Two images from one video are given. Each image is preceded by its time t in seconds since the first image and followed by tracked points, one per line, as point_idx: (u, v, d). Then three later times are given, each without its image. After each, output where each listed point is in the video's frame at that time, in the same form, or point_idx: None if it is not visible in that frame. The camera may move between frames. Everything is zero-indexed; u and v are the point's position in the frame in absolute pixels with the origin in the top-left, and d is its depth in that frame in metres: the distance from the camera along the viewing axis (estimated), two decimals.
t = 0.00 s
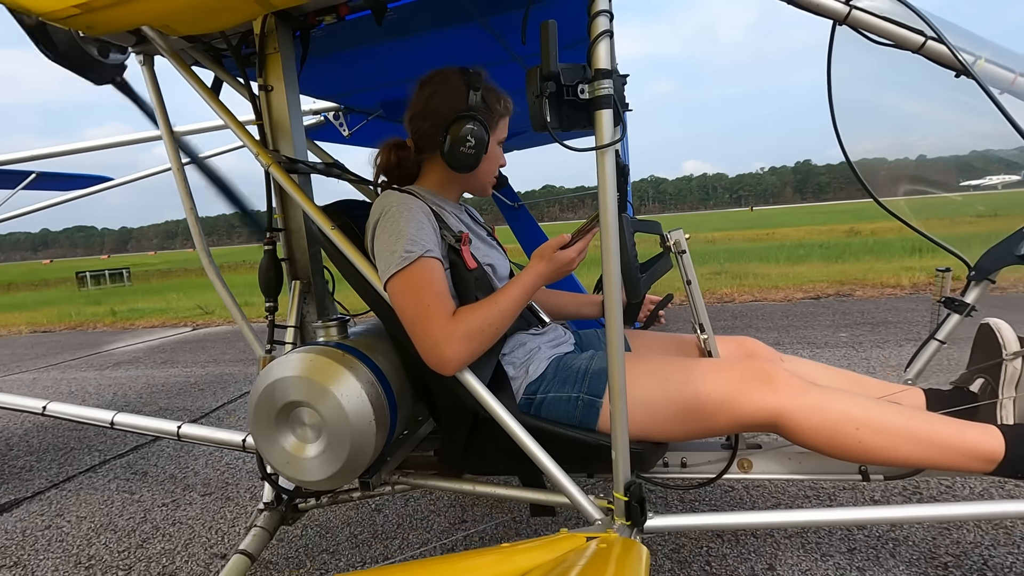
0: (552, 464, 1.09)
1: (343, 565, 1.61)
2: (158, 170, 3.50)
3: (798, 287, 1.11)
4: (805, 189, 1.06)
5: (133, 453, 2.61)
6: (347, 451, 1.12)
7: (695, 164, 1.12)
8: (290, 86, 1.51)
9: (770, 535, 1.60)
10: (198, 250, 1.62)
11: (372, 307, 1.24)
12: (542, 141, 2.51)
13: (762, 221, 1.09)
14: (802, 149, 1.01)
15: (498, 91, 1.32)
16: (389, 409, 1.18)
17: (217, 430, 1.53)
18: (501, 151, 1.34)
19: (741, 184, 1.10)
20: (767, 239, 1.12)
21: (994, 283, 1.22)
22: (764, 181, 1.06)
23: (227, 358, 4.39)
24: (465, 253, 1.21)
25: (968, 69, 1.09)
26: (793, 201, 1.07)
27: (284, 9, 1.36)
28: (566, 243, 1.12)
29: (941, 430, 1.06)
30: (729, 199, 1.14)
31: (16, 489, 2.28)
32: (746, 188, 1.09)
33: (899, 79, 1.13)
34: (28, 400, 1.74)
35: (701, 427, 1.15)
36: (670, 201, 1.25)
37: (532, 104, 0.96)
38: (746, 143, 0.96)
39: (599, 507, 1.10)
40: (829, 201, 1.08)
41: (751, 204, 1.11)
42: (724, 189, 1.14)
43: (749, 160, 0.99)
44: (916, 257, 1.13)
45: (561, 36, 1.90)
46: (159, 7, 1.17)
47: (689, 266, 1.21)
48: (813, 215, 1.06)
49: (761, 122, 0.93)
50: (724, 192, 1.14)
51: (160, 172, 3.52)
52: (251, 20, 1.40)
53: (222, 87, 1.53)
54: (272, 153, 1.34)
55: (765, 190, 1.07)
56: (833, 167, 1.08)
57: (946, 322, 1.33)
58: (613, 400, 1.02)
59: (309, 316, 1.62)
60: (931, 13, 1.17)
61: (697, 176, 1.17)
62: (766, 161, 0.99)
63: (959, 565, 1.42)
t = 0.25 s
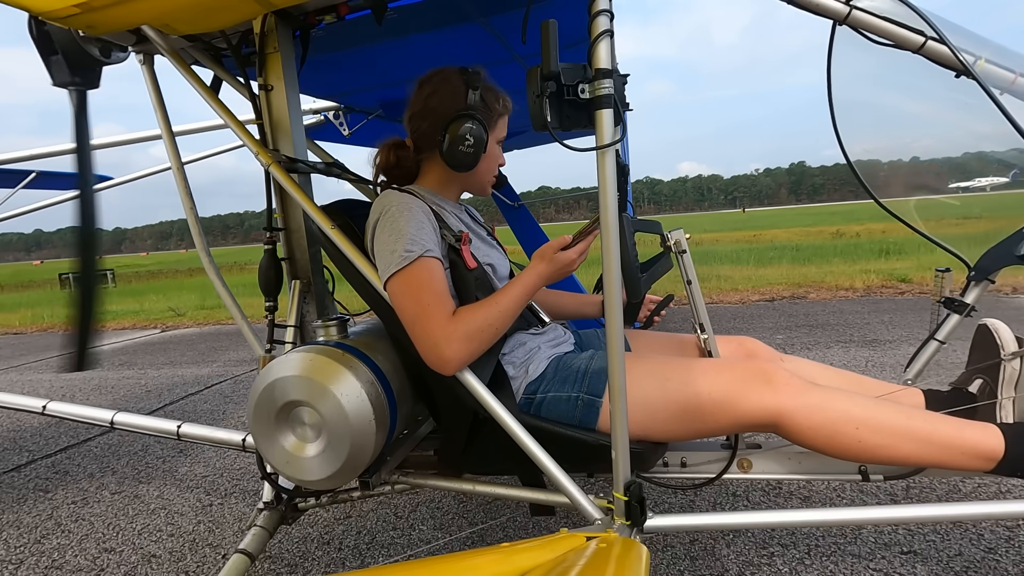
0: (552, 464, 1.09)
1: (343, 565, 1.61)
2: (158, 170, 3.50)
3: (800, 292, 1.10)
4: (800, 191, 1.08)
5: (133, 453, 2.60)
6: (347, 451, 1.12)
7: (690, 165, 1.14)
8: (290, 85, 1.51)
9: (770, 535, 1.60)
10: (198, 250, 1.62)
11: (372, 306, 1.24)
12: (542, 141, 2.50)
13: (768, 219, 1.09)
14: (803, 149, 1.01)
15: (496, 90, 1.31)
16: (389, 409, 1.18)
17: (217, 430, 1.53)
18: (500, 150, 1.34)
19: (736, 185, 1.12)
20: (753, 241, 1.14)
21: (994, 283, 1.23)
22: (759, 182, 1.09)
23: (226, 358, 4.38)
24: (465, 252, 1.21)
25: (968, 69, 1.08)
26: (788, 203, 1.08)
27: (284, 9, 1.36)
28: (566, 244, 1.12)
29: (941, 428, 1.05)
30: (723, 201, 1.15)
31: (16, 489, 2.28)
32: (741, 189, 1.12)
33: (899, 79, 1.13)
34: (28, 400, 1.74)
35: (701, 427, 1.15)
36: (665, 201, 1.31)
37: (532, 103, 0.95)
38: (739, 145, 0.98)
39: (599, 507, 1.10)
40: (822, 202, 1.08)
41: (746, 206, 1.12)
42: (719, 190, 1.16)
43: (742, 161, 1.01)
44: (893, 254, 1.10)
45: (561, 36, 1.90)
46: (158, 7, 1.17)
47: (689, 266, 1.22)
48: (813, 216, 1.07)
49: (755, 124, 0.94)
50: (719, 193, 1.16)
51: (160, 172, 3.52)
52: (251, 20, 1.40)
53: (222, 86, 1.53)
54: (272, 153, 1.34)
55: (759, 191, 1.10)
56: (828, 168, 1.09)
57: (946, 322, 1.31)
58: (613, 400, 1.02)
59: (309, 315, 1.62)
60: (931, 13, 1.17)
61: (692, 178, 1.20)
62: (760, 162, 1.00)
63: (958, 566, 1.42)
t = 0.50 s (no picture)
0: (552, 464, 1.09)
1: (342, 565, 1.61)
2: (158, 170, 3.50)
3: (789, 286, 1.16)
4: (793, 191, 1.10)
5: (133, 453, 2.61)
6: (347, 451, 1.12)
7: (685, 167, 1.20)
8: (290, 85, 1.51)
9: (769, 535, 1.60)
10: (198, 250, 1.62)
11: (372, 306, 1.24)
12: (542, 141, 2.51)
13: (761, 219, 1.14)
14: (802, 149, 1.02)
15: (491, 88, 1.28)
16: (389, 409, 1.18)
17: (217, 430, 1.53)
18: (496, 148, 1.30)
19: (729, 186, 1.17)
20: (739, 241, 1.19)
21: (993, 284, 1.26)
22: (752, 182, 1.13)
23: (227, 358, 4.39)
24: (465, 253, 1.21)
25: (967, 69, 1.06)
26: (782, 202, 1.12)
27: (284, 9, 1.36)
28: (570, 244, 1.11)
29: (942, 435, 1.05)
30: (717, 201, 1.20)
31: (17, 489, 2.28)
32: (734, 190, 1.17)
33: (900, 80, 1.13)
34: (29, 399, 1.74)
35: (701, 428, 1.15)
36: (659, 201, 1.41)
37: (532, 103, 0.95)
38: (734, 145, 0.99)
39: (599, 508, 1.10)
40: (819, 200, 1.10)
41: (739, 206, 1.17)
42: (712, 190, 1.22)
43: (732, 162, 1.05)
44: (859, 255, 1.09)
45: (562, 36, 1.90)
46: (158, 7, 1.17)
47: (689, 266, 1.21)
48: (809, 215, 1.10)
49: (750, 125, 0.94)
50: (713, 193, 1.22)
51: (161, 172, 3.52)
52: (251, 20, 1.40)
53: (222, 87, 1.53)
54: (272, 153, 1.34)
55: (753, 191, 1.14)
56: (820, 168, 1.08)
57: (946, 322, 1.33)
58: (613, 401, 1.02)
59: (309, 315, 1.62)
60: (931, 13, 1.17)
61: (686, 178, 1.28)
62: (754, 162, 1.01)
63: (958, 565, 1.42)
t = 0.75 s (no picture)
0: (552, 464, 1.09)
1: (343, 564, 1.61)
2: (158, 170, 3.50)
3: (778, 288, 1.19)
4: (787, 193, 1.08)
5: (133, 453, 2.61)
6: (347, 451, 1.12)
7: (681, 167, 1.20)
8: (290, 86, 1.51)
9: (769, 535, 1.60)
10: (198, 250, 1.62)
11: (372, 306, 1.24)
12: (542, 141, 2.50)
13: (755, 220, 1.13)
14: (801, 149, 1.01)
15: (483, 84, 1.26)
16: (389, 409, 1.18)
17: (217, 430, 1.53)
18: (491, 146, 1.28)
19: (725, 187, 1.16)
20: (729, 242, 1.19)
21: (993, 283, 1.23)
22: (747, 184, 1.12)
23: (227, 358, 4.39)
24: (465, 253, 1.21)
25: (967, 69, 1.06)
26: (776, 204, 1.11)
27: (284, 9, 1.36)
28: (570, 244, 1.11)
29: (942, 436, 1.05)
30: (713, 202, 1.19)
31: (17, 489, 2.28)
32: (730, 191, 1.15)
33: (900, 79, 1.14)
34: (29, 399, 1.74)
35: (701, 428, 1.15)
36: (654, 202, 1.43)
37: (532, 103, 0.95)
38: (729, 145, 1.00)
39: (599, 507, 1.10)
40: (812, 202, 1.08)
41: (734, 206, 1.16)
42: (709, 191, 1.20)
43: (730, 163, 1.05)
44: (823, 259, 1.06)
45: (562, 36, 1.90)
46: (158, 7, 1.17)
47: (689, 266, 1.21)
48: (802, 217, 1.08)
49: (744, 125, 0.95)
50: (709, 194, 1.20)
51: (160, 172, 3.52)
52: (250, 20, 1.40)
53: (222, 87, 1.53)
54: (272, 153, 1.34)
55: (748, 193, 1.13)
56: (814, 170, 1.05)
57: (946, 322, 1.31)
58: (613, 400, 1.02)
59: (309, 315, 1.62)
60: (931, 13, 1.17)
61: (681, 180, 1.27)
62: (749, 164, 1.03)
63: (958, 565, 1.42)
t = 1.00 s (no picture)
0: (552, 464, 1.09)
1: (342, 564, 1.61)
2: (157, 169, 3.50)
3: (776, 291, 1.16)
4: (784, 193, 1.07)
5: (133, 452, 2.60)
6: (347, 451, 1.12)
7: (677, 167, 1.17)
8: (290, 85, 1.51)
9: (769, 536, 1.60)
10: (198, 249, 1.62)
11: (372, 306, 1.24)
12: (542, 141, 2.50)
13: (745, 221, 1.11)
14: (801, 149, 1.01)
15: (482, 83, 1.26)
16: (389, 409, 1.18)
17: (217, 430, 1.53)
18: (489, 146, 1.28)
19: (721, 187, 1.14)
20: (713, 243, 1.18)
21: (993, 283, 1.22)
22: (743, 185, 1.11)
23: (226, 357, 4.38)
24: (465, 253, 1.21)
25: (967, 69, 1.07)
26: (772, 204, 1.10)
27: (284, 8, 1.36)
28: (569, 242, 1.10)
29: (941, 436, 1.05)
30: (708, 203, 1.17)
31: (16, 488, 2.28)
32: (726, 191, 1.13)
33: (900, 80, 1.13)
34: (28, 399, 1.74)
35: (701, 428, 1.15)
36: (652, 202, 1.41)
37: (532, 103, 0.95)
38: (725, 145, 1.00)
39: (599, 507, 1.10)
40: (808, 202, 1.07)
41: (730, 206, 1.14)
42: (704, 192, 1.18)
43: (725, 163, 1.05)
44: (790, 260, 1.06)
45: (562, 36, 1.90)
46: (158, 6, 1.17)
47: (689, 266, 1.24)
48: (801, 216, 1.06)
49: (741, 126, 0.97)
50: (705, 195, 1.18)
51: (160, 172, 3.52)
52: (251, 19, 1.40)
53: (222, 86, 1.53)
54: (272, 153, 1.34)
55: (744, 193, 1.12)
56: (810, 171, 1.04)
57: (946, 322, 1.32)
58: (613, 401, 1.02)
59: (309, 315, 1.62)
60: (931, 14, 1.17)
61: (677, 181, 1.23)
62: (746, 163, 1.03)
63: (957, 566, 1.42)
